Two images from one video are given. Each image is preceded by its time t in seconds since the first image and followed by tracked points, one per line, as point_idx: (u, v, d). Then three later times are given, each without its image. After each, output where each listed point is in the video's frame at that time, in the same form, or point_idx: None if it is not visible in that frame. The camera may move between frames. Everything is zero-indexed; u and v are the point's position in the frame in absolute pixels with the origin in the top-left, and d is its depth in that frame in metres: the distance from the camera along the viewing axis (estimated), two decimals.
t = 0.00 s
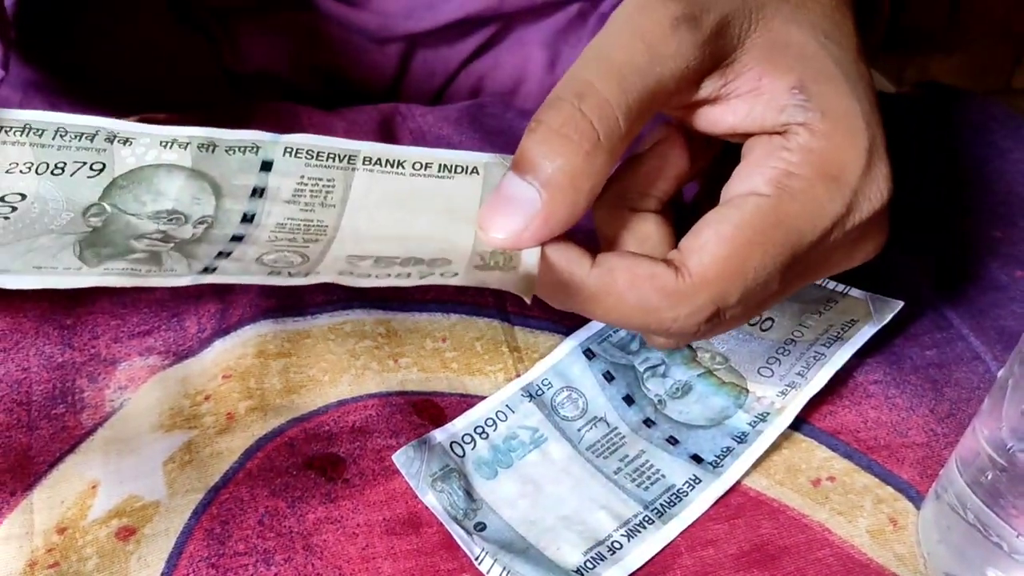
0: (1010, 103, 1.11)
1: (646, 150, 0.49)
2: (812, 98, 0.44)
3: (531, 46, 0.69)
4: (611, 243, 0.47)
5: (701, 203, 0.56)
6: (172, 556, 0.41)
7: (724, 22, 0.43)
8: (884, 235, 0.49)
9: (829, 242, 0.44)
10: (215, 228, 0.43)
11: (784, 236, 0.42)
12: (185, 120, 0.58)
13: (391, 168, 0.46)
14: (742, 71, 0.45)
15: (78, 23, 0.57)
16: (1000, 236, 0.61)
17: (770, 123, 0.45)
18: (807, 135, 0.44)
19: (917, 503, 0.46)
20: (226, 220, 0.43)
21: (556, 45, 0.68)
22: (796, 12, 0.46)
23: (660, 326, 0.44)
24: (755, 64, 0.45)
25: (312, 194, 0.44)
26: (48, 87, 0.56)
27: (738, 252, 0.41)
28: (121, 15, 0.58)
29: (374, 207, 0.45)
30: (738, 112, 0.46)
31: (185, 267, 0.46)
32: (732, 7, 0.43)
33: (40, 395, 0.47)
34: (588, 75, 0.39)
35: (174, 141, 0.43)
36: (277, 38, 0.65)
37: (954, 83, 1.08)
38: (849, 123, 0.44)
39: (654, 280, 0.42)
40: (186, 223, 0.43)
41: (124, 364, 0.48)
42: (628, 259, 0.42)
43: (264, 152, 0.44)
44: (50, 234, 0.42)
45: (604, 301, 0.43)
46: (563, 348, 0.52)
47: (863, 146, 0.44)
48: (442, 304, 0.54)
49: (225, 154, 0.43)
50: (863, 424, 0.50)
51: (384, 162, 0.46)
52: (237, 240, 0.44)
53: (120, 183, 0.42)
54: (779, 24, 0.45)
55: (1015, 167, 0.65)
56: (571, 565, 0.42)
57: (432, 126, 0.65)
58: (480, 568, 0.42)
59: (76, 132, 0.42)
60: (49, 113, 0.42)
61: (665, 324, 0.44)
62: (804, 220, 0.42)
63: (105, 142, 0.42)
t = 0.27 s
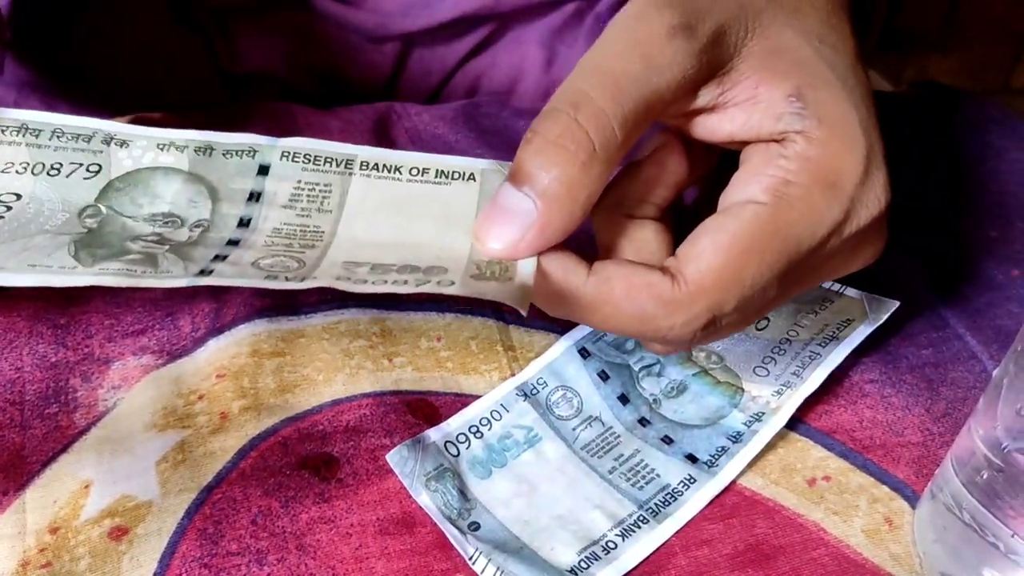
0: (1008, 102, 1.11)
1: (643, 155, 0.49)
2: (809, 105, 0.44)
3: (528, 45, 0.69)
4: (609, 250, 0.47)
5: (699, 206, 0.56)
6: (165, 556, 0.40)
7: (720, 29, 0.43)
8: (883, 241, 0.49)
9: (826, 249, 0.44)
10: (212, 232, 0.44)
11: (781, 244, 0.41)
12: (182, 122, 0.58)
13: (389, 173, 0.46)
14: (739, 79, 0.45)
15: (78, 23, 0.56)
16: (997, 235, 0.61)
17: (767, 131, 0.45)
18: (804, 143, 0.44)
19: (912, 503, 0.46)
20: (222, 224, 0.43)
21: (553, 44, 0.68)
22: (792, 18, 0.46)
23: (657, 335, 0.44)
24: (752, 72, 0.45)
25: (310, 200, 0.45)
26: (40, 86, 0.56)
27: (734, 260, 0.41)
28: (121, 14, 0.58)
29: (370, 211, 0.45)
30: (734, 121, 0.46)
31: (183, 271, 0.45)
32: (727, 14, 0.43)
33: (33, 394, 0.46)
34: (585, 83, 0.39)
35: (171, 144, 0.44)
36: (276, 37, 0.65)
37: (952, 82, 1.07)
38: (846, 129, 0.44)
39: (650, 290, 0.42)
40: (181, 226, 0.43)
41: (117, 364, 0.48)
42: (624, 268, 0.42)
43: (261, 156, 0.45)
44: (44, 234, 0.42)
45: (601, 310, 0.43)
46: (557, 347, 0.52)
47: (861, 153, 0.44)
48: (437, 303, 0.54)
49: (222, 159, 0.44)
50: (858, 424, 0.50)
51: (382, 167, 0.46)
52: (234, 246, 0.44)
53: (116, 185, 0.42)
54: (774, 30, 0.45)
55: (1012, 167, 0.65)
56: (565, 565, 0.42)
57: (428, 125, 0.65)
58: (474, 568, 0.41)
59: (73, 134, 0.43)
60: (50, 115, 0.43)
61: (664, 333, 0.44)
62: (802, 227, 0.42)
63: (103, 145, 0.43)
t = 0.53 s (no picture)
0: (1007, 101, 1.11)
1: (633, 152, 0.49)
2: (800, 100, 0.44)
3: (527, 45, 0.68)
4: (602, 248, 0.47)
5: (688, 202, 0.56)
6: (158, 556, 0.40)
7: (710, 24, 0.43)
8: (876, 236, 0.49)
9: (820, 245, 0.44)
10: (209, 234, 0.42)
11: (772, 244, 0.41)
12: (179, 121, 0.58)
13: (385, 171, 0.46)
14: (730, 74, 0.45)
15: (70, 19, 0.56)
16: (994, 235, 0.60)
17: (759, 124, 0.45)
18: (795, 139, 0.44)
19: (908, 503, 0.46)
20: (219, 225, 0.42)
21: (551, 44, 0.68)
22: (785, 17, 0.46)
23: (651, 335, 0.44)
24: (743, 67, 0.45)
25: (306, 198, 0.44)
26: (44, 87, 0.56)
27: (727, 262, 0.41)
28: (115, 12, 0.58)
29: (367, 212, 0.44)
30: (726, 115, 0.46)
31: (181, 286, 0.43)
32: (716, 8, 0.43)
33: (27, 394, 0.46)
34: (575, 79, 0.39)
35: (166, 138, 0.43)
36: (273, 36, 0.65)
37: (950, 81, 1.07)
38: (839, 127, 0.44)
39: (643, 290, 0.42)
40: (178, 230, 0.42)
41: (112, 364, 0.48)
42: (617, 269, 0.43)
43: (257, 151, 0.44)
44: (41, 241, 0.41)
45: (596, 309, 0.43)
46: (552, 348, 0.52)
47: (854, 148, 0.44)
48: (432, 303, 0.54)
49: (218, 153, 0.43)
50: (854, 424, 0.50)
51: (378, 164, 0.46)
52: (231, 250, 0.43)
53: (110, 183, 0.42)
54: (767, 26, 0.45)
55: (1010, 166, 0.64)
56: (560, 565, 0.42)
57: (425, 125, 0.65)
58: (468, 568, 0.41)
59: (67, 128, 0.42)
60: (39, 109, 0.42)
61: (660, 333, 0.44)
62: (794, 228, 0.42)
63: (97, 140, 0.42)
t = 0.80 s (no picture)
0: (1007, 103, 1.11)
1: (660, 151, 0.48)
2: (827, 101, 0.43)
3: (529, 45, 0.68)
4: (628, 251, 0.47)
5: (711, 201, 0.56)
6: (160, 556, 0.40)
7: (733, 26, 0.42)
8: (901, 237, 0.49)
9: (849, 244, 0.44)
10: (226, 237, 0.44)
11: (804, 244, 0.41)
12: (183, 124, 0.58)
13: (403, 175, 0.46)
14: (755, 76, 0.44)
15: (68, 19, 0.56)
16: (996, 236, 0.60)
17: (784, 126, 0.45)
18: (824, 140, 0.43)
19: (910, 504, 0.46)
20: (236, 229, 0.44)
21: (554, 43, 0.68)
22: (802, 15, 0.46)
23: (679, 337, 0.44)
24: (767, 69, 0.44)
25: (323, 203, 0.45)
26: (47, 89, 0.56)
27: (757, 262, 0.41)
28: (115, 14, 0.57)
29: (384, 216, 0.45)
30: (750, 117, 0.46)
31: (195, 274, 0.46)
32: (738, 10, 0.43)
33: (29, 394, 0.46)
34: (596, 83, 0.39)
35: (185, 147, 0.43)
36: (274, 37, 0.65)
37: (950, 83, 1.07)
38: (868, 127, 0.43)
39: (672, 292, 0.42)
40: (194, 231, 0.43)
41: (114, 364, 0.48)
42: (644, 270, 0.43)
43: (276, 158, 0.45)
44: (56, 239, 0.42)
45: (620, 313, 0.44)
46: (554, 348, 0.52)
47: (882, 149, 0.43)
48: (433, 303, 0.54)
49: (235, 161, 0.44)
50: (856, 425, 0.50)
51: (395, 169, 0.46)
52: (248, 250, 0.45)
53: (128, 190, 0.42)
54: (788, 26, 0.45)
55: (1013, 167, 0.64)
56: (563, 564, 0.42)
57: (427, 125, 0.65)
58: (470, 568, 0.41)
59: (86, 137, 0.43)
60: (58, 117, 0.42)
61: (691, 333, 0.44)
62: (823, 228, 0.42)
63: (116, 148, 0.43)
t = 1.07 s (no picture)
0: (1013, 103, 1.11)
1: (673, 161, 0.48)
2: (837, 118, 0.44)
3: (535, 46, 0.68)
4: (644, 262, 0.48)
5: (722, 209, 0.56)
6: (175, 555, 0.41)
7: (743, 43, 0.43)
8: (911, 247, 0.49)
9: (859, 257, 0.44)
10: (250, 246, 0.50)
11: (815, 258, 0.41)
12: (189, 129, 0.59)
13: (421, 187, 0.54)
14: (765, 91, 0.44)
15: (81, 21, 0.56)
16: (1005, 238, 0.60)
17: (796, 141, 0.45)
18: (833, 154, 0.43)
19: (920, 505, 0.46)
20: (260, 239, 0.50)
21: (561, 45, 0.68)
22: (810, 31, 0.46)
23: (694, 346, 0.45)
24: (778, 84, 0.44)
25: (344, 214, 0.52)
26: (52, 90, 0.56)
27: (769, 276, 0.41)
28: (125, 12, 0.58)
29: (405, 227, 0.52)
30: (761, 132, 0.46)
31: (225, 289, 0.48)
32: (748, 26, 0.43)
33: (43, 394, 0.47)
34: (608, 98, 0.39)
35: (207, 156, 0.52)
36: (284, 36, 0.66)
37: (956, 83, 1.07)
38: (876, 141, 0.43)
39: (687, 304, 0.42)
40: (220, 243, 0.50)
41: (128, 363, 0.48)
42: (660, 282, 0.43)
43: (296, 168, 0.53)
44: (86, 249, 0.48)
45: (637, 325, 0.44)
46: (565, 348, 0.52)
47: (892, 163, 0.43)
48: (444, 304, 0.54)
49: (257, 171, 0.52)
50: (866, 426, 0.50)
51: (414, 181, 0.54)
52: (272, 261, 0.50)
53: (154, 199, 0.51)
54: (797, 43, 0.45)
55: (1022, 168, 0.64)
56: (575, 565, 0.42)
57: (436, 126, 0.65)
58: (483, 568, 0.41)
59: (110, 146, 0.51)
60: (82, 126, 0.51)
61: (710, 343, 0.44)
62: (835, 239, 0.42)
63: (140, 157, 0.51)
